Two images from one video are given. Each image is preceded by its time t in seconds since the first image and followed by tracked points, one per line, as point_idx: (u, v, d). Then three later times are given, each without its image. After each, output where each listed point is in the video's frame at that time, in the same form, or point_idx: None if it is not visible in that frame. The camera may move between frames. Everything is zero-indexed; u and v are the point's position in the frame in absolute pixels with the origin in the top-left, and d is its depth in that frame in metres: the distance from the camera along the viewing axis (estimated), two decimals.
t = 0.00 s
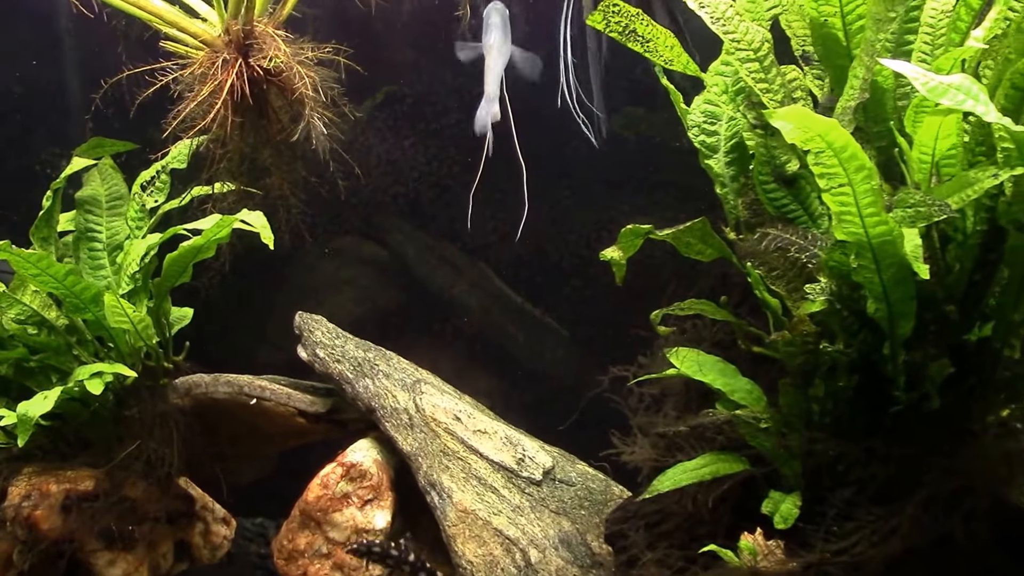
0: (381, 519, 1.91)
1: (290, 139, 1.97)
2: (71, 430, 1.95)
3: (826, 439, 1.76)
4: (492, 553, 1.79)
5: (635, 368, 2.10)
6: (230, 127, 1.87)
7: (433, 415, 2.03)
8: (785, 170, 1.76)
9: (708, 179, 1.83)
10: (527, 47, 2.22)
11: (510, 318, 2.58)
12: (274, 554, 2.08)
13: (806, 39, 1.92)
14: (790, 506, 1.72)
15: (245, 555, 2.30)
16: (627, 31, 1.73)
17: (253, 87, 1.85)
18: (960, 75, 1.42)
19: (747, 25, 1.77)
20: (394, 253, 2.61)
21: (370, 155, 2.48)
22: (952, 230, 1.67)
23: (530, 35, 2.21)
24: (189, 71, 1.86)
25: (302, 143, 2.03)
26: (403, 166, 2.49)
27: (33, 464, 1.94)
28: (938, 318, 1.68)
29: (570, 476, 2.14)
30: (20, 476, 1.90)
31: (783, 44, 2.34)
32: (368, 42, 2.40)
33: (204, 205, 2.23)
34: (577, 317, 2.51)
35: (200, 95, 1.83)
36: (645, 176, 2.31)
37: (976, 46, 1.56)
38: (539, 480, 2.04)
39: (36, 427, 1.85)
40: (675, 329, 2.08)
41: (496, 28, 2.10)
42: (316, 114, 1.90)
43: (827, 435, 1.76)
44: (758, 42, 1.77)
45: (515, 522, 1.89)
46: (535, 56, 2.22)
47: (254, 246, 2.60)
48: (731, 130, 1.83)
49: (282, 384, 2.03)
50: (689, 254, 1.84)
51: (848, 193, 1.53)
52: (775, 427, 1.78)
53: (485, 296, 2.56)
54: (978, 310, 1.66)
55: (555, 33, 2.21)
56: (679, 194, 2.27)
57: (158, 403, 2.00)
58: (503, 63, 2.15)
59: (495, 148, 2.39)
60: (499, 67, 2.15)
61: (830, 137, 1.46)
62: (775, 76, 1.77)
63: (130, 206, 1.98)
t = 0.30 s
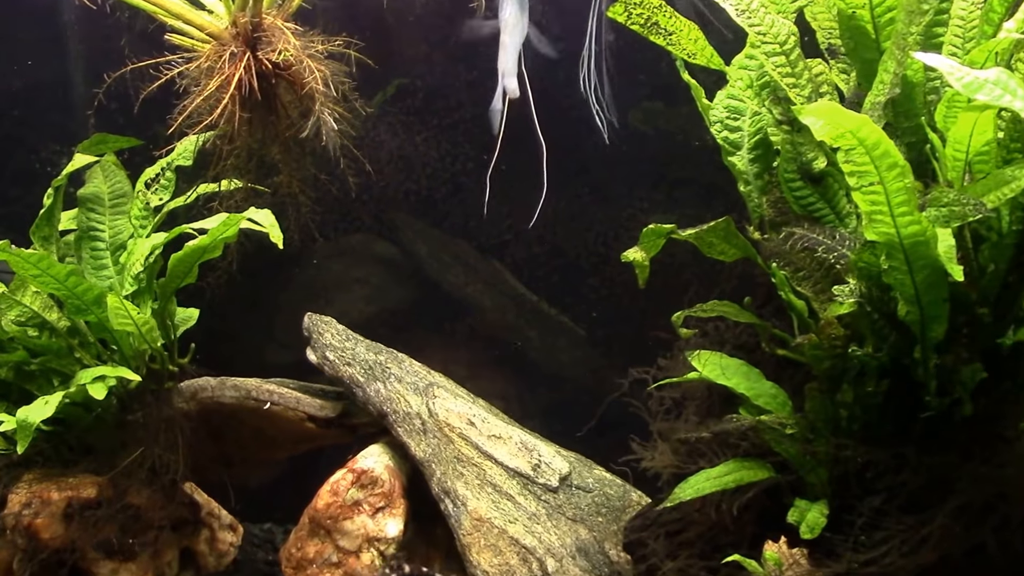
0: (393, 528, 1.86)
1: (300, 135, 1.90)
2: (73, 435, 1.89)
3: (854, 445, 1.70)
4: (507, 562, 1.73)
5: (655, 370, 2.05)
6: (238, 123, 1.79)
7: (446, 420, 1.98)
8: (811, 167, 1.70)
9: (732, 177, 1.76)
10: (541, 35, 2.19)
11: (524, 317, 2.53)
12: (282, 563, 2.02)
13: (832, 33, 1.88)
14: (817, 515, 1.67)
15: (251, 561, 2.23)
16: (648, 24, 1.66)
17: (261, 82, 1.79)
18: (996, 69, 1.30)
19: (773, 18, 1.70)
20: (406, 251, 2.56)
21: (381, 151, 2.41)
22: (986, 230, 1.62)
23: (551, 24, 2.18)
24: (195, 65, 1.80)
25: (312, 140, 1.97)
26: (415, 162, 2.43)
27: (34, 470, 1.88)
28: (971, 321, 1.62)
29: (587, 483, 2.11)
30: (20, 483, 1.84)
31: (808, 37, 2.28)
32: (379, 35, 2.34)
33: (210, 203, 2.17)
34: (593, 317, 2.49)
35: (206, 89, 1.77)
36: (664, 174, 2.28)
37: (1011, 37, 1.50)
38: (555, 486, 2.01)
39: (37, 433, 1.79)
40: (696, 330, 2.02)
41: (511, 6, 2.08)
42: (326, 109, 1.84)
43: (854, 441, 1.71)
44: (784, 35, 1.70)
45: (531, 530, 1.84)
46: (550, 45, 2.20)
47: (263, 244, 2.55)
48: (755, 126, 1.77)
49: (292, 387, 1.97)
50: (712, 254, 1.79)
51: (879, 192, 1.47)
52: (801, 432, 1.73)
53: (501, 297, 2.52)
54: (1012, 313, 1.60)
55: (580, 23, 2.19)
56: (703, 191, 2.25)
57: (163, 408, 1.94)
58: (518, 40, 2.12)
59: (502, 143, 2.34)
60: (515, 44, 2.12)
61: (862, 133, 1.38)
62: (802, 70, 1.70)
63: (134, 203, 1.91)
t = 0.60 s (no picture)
0: (406, 540, 1.80)
1: (308, 136, 1.84)
2: (75, 445, 1.84)
3: (880, 455, 1.65)
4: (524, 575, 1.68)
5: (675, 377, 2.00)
6: (245, 123, 1.75)
7: (459, 428, 1.93)
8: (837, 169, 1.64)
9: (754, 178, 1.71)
10: (556, 33, 2.15)
11: (536, 322, 2.49)
12: None
13: (856, 31, 1.83)
14: (843, 527, 1.61)
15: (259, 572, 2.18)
16: (669, 21, 1.61)
17: (269, 81, 1.74)
18: None
19: (797, 15, 1.64)
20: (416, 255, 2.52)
21: (391, 152, 2.35)
22: (1017, 233, 1.57)
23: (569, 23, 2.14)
24: (200, 64, 1.75)
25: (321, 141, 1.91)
26: (425, 163, 2.39)
27: (35, 481, 1.82)
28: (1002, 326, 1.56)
29: (604, 492, 2.06)
30: (21, 494, 1.78)
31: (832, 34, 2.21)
32: (390, 34, 2.30)
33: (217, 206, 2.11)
34: (607, 321, 2.45)
35: (213, 89, 1.71)
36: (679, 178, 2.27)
37: None
38: (571, 496, 1.96)
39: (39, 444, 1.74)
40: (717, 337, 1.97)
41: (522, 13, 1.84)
42: (336, 109, 1.78)
43: (881, 450, 1.65)
44: (809, 32, 1.64)
45: (547, 542, 1.78)
46: (567, 44, 2.18)
47: (271, 248, 2.50)
48: (777, 126, 1.72)
49: (300, 396, 1.93)
50: (734, 258, 1.73)
51: (910, 193, 1.41)
52: (827, 441, 1.67)
53: (512, 303, 2.50)
54: None
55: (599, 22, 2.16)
56: (723, 193, 2.22)
57: (167, 417, 1.90)
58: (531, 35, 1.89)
59: (514, 146, 2.32)
60: (530, 18, 1.85)
61: (892, 133, 1.32)
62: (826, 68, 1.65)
63: (138, 207, 1.85)
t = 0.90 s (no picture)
0: (420, 550, 1.76)
1: (318, 137, 1.80)
2: (79, 455, 1.79)
3: (908, 462, 1.59)
4: None
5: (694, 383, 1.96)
6: (254, 124, 1.71)
7: (473, 435, 1.89)
8: (862, 169, 1.60)
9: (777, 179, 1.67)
10: (574, 30, 2.15)
11: (548, 326, 2.45)
12: None
13: (879, 28, 1.80)
14: (870, 536, 1.55)
15: None
16: (689, 18, 1.56)
17: (278, 81, 1.69)
18: None
19: (822, 11, 1.62)
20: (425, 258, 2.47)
21: (400, 152, 2.32)
22: None
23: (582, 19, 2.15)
24: (207, 63, 1.70)
25: (331, 143, 1.86)
26: (435, 163, 2.34)
27: (38, 492, 1.76)
28: None
29: (621, 501, 2.02)
30: (25, 505, 1.73)
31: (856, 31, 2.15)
32: (402, 33, 2.26)
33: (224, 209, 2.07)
34: (620, 325, 2.39)
35: (221, 89, 1.67)
36: (693, 181, 2.25)
37: None
38: (588, 505, 1.92)
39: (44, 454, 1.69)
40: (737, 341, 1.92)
41: None
42: (346, 109, 1.73)
43: (909, 458, 1.60)
44: (833, 29, 1.60)
45: (564, 552, 1.74)
46: (583, 41, 2.16)
47: (279, 251, 2.46)
48: (799, 125, 1.68)
49: (309, 402, 1.88)
50: (756, 261, 1.69)
51: (939, 193, 1.36)
52: (852, 449, 1.63)
53: (523, 306, 2.45)
54: None
55: (613, 19, 2.15)
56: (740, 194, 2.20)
57: (175, 425, 1.85)
58: None
59: (526, 147, 2.29)
60: None
61: (922, 131, 1.27)
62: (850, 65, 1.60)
63: (144, 210, 1.79)
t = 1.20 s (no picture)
0: (436, 560, 1.72)
1: (330, 137, 1.75)
2: (88, 463, 1.76)
3: (938, 467, 1.55)
4: None
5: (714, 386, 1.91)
6: (263, 125, 1.67)
7: (489, 441, 1.84)
8: (890, 168, 1.57)
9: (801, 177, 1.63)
10: (602, 24, 2.14)
11: (558, 328, 2.39)
12: None
13: (901, 22, 1.76)
14: (901, 543, 1.52)
15: None
16: (713, 13, 1.50)
17: (289, 80, 1.65)
18: None
19: (848, 7, 1.61)
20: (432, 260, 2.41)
21: (410, 151, 2.26)
22: None
23: (597, 15, 2.14)
24: (216, 61, 1.65)
25: (344, 143, 1.81)
26: (445, 163, 2.29)
27: (46, 503, 1.73)
28: None
29: (640, 507, 1.99)
30: (33, 516, 1.69)
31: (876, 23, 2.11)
32: (411, 30, 2.21)
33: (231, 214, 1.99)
34: (634, 327, 2.34)
35: (229, 88, 1.62)
36: (709, 178, 2.21)
37: None
38: (606, 512, 1.88)
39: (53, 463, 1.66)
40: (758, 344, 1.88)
41: None
42: (359, 107, 1.69)
43: (940, 463, 1.56)
44: (859, 24, 1.59)
45: (584, 560, 1.70)
46: (609, 35, 2.13)
47: (286, 254, 2.41)
48: (825, 122, 1.63)
49: (321, 407, 1.84)
50: (779, 262, 1.65)
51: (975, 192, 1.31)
52: (880, 454, 1.59)
53: (533, 307, 2.38)
54: None
55: (635, 16, 2.13)
56: (759, 195, 2.14)
57: (184, 432, 1.81)
58: None
59: (541, 146, 2.24)
60: None
61: (957, 129, 1.22)
62: (877, 61, 1.57)
63: (152, 213, 1.75)
